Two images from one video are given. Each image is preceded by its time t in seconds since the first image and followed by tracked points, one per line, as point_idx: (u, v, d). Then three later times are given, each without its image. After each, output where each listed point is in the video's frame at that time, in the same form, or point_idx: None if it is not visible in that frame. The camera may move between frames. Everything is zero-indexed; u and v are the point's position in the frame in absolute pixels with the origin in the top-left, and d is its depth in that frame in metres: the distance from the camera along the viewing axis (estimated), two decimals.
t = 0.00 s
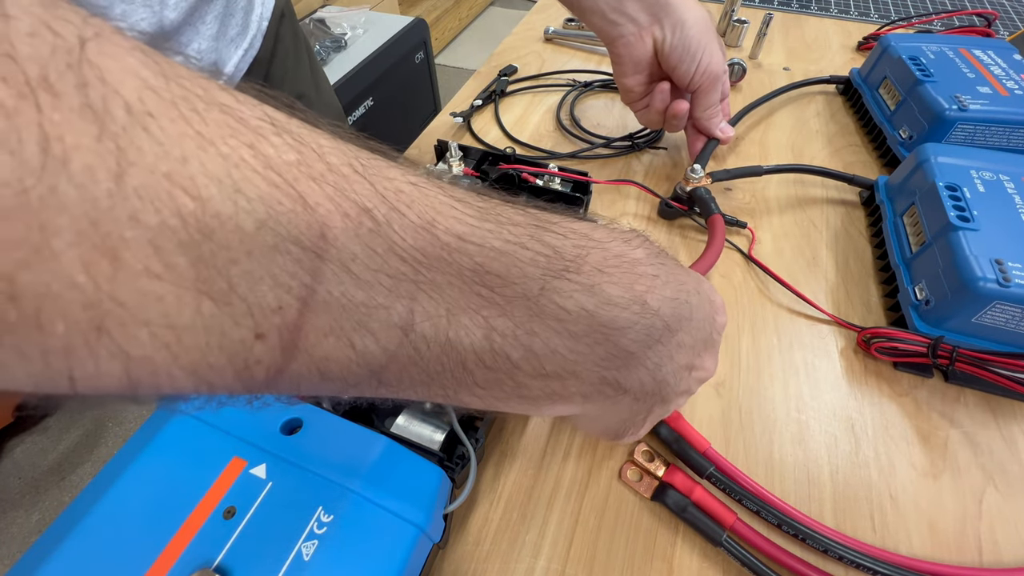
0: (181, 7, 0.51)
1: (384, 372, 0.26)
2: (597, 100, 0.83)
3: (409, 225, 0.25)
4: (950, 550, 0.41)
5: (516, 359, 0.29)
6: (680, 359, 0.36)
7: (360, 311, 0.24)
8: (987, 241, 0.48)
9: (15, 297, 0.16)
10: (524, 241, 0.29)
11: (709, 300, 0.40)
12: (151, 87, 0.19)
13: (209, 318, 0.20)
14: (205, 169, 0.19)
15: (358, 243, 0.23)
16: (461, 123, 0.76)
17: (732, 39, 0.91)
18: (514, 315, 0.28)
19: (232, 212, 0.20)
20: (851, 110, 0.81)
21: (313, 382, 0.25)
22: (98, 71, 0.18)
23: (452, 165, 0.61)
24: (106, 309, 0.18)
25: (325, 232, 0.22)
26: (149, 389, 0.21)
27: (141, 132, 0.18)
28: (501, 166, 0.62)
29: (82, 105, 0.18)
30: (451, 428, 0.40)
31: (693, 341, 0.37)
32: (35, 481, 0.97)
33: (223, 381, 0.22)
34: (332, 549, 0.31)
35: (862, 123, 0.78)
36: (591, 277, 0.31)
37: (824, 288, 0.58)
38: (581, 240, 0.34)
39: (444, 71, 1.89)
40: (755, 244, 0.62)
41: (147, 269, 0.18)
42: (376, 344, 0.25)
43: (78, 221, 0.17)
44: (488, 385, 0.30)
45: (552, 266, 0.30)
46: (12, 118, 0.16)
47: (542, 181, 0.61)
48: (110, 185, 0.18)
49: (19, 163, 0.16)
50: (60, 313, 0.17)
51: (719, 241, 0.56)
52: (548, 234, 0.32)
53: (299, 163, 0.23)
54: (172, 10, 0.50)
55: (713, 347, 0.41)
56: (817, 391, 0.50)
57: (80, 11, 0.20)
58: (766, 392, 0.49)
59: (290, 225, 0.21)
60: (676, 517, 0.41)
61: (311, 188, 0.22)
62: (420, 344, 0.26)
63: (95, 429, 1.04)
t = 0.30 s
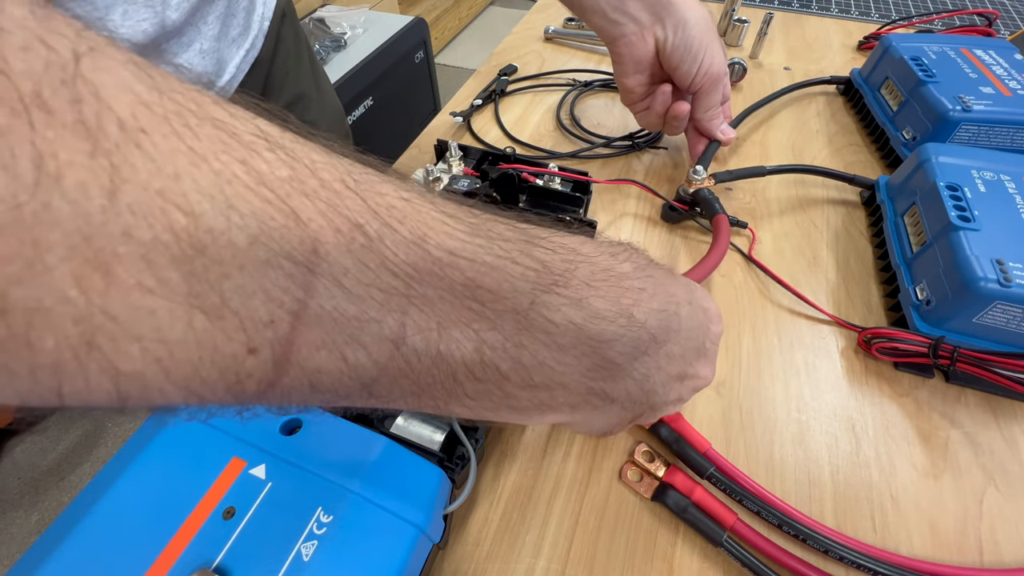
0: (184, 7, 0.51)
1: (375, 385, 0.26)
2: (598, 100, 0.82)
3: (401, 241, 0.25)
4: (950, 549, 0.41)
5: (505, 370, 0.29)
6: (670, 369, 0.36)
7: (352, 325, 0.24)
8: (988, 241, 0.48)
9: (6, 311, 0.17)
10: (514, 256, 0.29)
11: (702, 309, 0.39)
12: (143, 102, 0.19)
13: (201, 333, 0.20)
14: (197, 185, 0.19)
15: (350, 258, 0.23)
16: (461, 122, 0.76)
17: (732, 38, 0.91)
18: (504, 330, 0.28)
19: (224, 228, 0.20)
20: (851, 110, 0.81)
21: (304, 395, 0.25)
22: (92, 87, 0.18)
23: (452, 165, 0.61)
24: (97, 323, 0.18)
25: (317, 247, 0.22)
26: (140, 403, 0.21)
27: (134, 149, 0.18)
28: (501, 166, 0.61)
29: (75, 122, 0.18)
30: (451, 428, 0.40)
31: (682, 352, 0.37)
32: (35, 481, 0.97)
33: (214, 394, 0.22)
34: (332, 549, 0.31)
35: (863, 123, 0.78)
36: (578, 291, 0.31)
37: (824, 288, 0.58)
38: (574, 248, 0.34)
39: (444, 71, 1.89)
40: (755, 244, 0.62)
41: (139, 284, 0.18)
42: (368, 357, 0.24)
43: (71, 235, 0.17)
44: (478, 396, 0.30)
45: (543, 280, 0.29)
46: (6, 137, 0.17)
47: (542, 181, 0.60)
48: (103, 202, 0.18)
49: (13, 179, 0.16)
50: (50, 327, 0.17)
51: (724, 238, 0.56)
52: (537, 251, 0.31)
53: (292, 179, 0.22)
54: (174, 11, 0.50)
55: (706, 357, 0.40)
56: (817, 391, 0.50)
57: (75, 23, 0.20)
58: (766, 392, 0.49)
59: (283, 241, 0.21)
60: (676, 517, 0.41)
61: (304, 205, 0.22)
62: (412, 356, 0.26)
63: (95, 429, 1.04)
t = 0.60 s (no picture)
0: (186, 8, 0.52)
1: (364, 355, 0.26)
2: (597, 100, 0.82)
3: (384, 212, 0.25)
4: (950, 550, 0.41)
5: (490, 339, 0.29)
6: (649, 347, 0.36)
7: (341, 293, 0.24)
8: (988, 241, 0.48)
9: (9, 280, 0.17)
10: (490, 225, 0.30)
11: (682, 287, 0.39)
12: (135, 86, 0.20)
13: (196, 301, 0.20)
14: (189, 161, 0.20)
15: (337, 229, 0.23)
16: (461, 122, 0.76)
17: (732, 38, 0.91)
18: (486, 296, 0.28)
19: (216, 200, 0.20)
20: (852, 110, 0.81)
21: (296, 367, 0.25)
22: (86, 72, 0.18)
23: (452, 165, 0.61)
24: (95, 292, 0.18)
25: (303, 218, 0.22)
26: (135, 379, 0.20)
27: (129, 128, 0.19)
28: (500, 166, 0.61)
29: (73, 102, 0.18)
30: (451, 428, 0.40)
31: (663, 327, 0.37)
32: (35, 481, 0.97)
33: (209, 368, 0.22)
34: (332, 549, 0.31)
35: (863, 123, 0.78)
36: (554, 260, 0.32)
37: (824, 288, 0.58)
38: (565, 249, 0.33)
39: (444, 71, 1.89)
40: (754, 244, 0.62)
41: (136, 253, 0.18)
42: (357, 326, 0.24)
43: (71, 206, 0.17)
44: (466, 368, 0.30)
45: (518, 246, 0.30)
46: (8, 112, 0.16)
47: (542, 180, 0.60)
48: (100, 173, 0.18)
49: (14, 151, 0.16)
50: (50, 298, 0.17)
51: (723, 239, 0.56)
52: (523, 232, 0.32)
53: (277, 158, 0.23)
54: (176, 12, 0.51)
55: (694, 337, 0.40)
56: (817, 390, 0.50)
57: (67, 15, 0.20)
58: (766, 391, 0.49)
59: (271, 212, 0.21)
60: (676, 517, 0.41)
61: (290, 179, 0.23)
62: (399, 325, 0.26)
63: (95, 429, 1.04)
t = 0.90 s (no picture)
0: (186, 5, 0.52)
1: (367, 342, 0.25)
2: (597, 100, 0.82)
3: (390, 196, 0.25)
4: (950, 550, 0.41)
5: (494, 332, 0.28)
6: (652, 344, 0.36)
7: (345, 275, 0.23)
8: (988, 241, 0.48)
9: (2, 239, 0.16)
10: (496, 215, 0.29)
11: (680, 289, 0.39)
12: (142, 53, 0.19)
13: (196, 273, 0.19)
14: (195, 128, 0.19)
15: (342, 209, 0.22)
16: (461, 123, 0.76)
17: (732, 38, 0.91)
18: (491, 286, 0.28)
19: (222, 170, 0.19)
20: (851, 110, 0.81)
21: (295, 350, 0.24)
22: (93, 35, 0.18)
23: (452, 165, 0.61)
24: (91, 258, 0.17)
25: (309, 195, 0.22)
26: (131, 352, 0.19)
27: (135, 93, 0.18)
28: (501, 166, 0.62)
29: (77, 63, 0.18)
30: (451, 428, 0.40)
31: (662, 330, 0.37)
32: (35, 481, 0.97)
33: (206, 344, 0.21)
34: (332, 549, 0.31)
35: (862, 123, 0.78)
36: (558, 255, 0.31)
37: (824, 288, 0.58)
38: (569, 244, 0.33)
39: (444, 71, 1.89)
40: (754, 244, 0.62)
41: (137, 220, 0.18)
42: (360, 310, 0.24)
43: (70, 166, 0.17)
44: (469, 362, 0.29)
45: (524, 236, 0.30)
46: (10, 66, 0.16)
47: (542, 181, 0.61)
48: (103, 134, 0.17)
49: (14, 106, 0.16)
50: (44, 260, 0.17)
51: (722, 243, 0.56)
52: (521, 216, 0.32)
53: (284, 135, 0.22)
54: (177, 8, 0.51)
55: (694, 339, 0.40)
56: (817, 390, 0.50)
57: None
58: (766, 392, 0.49)
59: (277, 187, 0.21)
60: (676, 517, 0.41)
61: (298, 156, 0.22)
62: (403, 312, 0.25)
63: (95, 429, 1.04)
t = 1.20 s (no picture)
0: None
1: (374, 315, 0.25)
2: (597, 100, 0.82)
3: (406, 161, 0.24)
4: (950, 550, 0.41)
5: (505, 318, 0.28)
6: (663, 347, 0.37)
7: (356, 240, 0.22)
8: (988, 241, 0.48)
9: None
10: (513, 194, 0.29)
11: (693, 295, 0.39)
12: None
13: (198, 219, 0.18)
14: (206, 63, 0.18)
15: (357, 168, 0.22)
16: (461, 122, 0.76)
17: (732, 38, 0.91)
18: (506, 267, 0.27)
19: (233, 112, 0.19)
20: (851, 110, 0.81)
21: (299, 319, 0.23)
22: None
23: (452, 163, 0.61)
24: (86, 188, 0.16)
25: (324, 151, 0.21)
26: (122, 303, 0.19)
27: (144, 18, 0.18)
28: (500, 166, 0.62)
29: None
30: (451, 428, 0.40)
31: (672, 333, 0.37)
32: (35, 481, 0.97)
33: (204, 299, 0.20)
34: (332, 549, 0.31)
35: (862, 123, 0.78)
36: (575, 242, 0.31)
37: (824, 288, 0.58)
38: (587, 233, 0.32)
39: (444, 70, 1.89)
40: (754, 244, 0.62)
41: (138, 153, 0.17)
42: (369, 278, 0.23)
43: (67, 85, 0.16)
44: (476, 346, 0.29)
45: (536, 219, 0.29)
46: None
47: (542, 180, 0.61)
48: (106, 57, 0.17)
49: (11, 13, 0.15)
50: (34, 186, 0.16)
51: (718, 253, 0.56)
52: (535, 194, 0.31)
53: (301, 83, 0.22)
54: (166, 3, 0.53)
55: (699, 345, 0.40)
56: (817, 391, 0.50)
57: None
58: (766, 391, 0.49)
59: (291, 137, 0.20)
60: (676, 517, 0.41)
61: (314, 108, 0.22)
62: (413, 286, 0.25)
63: (95, 429, 1.04)
